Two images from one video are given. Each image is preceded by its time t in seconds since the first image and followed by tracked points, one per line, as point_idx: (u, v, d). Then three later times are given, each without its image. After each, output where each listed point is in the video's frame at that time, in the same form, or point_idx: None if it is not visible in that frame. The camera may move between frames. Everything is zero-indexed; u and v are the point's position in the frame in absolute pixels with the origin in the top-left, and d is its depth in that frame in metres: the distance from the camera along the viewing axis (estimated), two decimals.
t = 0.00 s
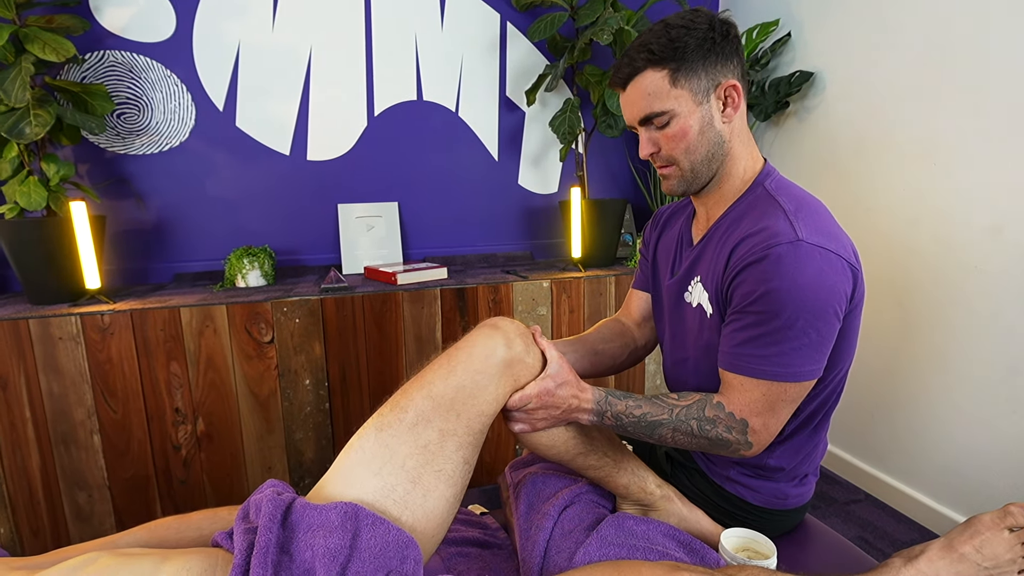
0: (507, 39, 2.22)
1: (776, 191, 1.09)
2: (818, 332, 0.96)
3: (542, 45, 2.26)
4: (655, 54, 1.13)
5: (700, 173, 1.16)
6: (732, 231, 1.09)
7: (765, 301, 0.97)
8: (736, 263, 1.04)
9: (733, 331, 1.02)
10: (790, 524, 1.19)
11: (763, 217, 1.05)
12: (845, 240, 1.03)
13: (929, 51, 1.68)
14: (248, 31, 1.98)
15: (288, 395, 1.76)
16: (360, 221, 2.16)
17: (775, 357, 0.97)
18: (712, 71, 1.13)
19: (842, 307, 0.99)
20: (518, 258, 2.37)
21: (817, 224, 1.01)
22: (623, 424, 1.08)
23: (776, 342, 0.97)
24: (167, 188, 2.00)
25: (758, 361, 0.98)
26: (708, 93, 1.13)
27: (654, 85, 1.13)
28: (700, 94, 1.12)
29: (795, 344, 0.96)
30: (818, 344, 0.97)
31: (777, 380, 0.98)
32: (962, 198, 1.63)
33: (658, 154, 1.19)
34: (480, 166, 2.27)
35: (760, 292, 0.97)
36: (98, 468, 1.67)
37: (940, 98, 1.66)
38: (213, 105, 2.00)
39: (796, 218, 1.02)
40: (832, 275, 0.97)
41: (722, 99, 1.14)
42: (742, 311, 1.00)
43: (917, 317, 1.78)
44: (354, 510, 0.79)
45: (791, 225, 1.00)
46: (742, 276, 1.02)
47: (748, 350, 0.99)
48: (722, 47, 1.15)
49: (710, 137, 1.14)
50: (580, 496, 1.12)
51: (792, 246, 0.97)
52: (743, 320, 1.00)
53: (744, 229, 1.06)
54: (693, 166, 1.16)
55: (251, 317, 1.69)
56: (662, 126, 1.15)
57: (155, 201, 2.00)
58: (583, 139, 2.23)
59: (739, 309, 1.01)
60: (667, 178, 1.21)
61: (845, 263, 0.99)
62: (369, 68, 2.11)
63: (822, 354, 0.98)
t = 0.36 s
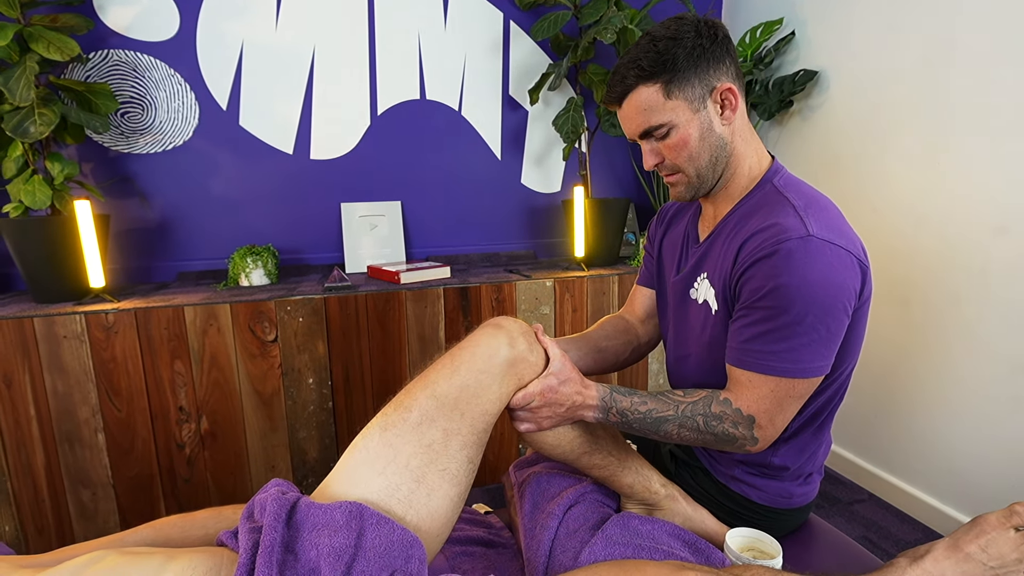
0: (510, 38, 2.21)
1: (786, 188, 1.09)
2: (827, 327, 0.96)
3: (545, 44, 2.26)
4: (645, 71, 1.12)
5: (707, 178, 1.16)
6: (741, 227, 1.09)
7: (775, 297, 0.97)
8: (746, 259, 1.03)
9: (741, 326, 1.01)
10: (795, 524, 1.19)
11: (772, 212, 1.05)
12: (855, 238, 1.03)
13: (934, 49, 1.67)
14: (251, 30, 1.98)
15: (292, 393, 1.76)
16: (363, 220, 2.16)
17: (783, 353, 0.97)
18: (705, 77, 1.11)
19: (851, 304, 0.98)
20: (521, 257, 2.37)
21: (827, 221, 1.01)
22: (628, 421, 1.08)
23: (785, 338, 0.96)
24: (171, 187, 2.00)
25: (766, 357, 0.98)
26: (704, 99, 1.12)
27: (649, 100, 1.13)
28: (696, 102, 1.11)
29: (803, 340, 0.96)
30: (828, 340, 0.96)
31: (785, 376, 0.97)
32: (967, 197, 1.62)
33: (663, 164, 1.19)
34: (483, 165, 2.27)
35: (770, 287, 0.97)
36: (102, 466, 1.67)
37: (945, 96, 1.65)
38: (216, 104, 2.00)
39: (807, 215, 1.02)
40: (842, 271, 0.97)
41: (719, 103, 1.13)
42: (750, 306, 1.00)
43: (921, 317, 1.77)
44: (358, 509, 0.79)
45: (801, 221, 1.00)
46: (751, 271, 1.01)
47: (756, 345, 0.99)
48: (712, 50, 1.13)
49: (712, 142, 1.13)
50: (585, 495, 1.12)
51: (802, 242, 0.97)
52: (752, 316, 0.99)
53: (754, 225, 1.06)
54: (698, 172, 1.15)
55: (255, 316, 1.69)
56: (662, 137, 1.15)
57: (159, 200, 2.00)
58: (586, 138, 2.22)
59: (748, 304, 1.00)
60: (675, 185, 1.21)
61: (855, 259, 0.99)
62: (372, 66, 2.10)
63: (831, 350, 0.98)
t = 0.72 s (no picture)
0: (512, 36, 2.21)
1: (796, 184, 1.09)
2: (838, 322, 0.96)
3: (547, 43, 2.26)
4: (663, 59, 1.13)
5: (715, 171, 1.16)
6: (750, 222, 1.09)
7: (785, 291, 0.97)
8: (756, 253, 1.04)
9: (751, 321, 1.02)
10: (798, 523, 1.19)
11: (783, 207, 1.05)
12: (864, 233, 1.03)
13: (937, 47, 1.67)
14: (253, 30, 1.99)
15: (295, 392, 1.76)
16: (365, 220, 2.16)
17: (794, 348, 0.97)
18: (721, 71, 1.13)
19: (861, 299, 0.99)
20: (523, 256, 2.37)
21: (838, 216, 1.02)
22: (637, 417, 1.08)
23: (795, 332, 0.97)
24: (174, 187, 2.01)
25: (776, 351, 0.98)
26: (718, 92, 1.13)
27: (664, 88, 1.13)
28: (711, 95, 1.12)
29: (814, 334, 0.96)
30: (837, 335, 0.97)
31: (794, 370, 0.98)
32: (970, 195, 1.62)
33: (673, 155, 1.19)
34: (486, 164, 2.27)
35: (780, 282, 0.97)
36: (106, 465, 1.67)
37: (947, 94, 1.66)
38: (219, 103, 2.00)
39: (817, 210, 1.02)
40: (853, 266, 0.97)
41: (732, 98, 1.14)
42: (761, 301, 1.00)
43: (924, 316, 1.77)
44: (366, 506, 0.79)
45: (813, 216, 1.00)
46: (762, 265, 1.02)
47: (766, 340, 0.99)
48: (730, 46, 1.15)
49: (723, 135, 1.14)
50: (589, 494, 1.12)
51: (814, 236, 0.97)
52: (762, 310, 1.00)
53: (764, 219, 1.06)
54: (707, 164, 1.16)
55: (258, 315, 1.70)
56: (673, 127, 1.16)
57: (162, 199, 2.00)
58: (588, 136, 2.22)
59: (758, 298, 1.01)
60: (683, 177, 1.22)
61: (865, 255, 1.00)
62: (374, 65, 2.11)
63: (841, 345, 0.98)
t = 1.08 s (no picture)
0: (527, 30, 2.22)
1: (808, 181, 1.09)
2: (847, 320, 0.96)
3: (562, 37, 2.26)
4: (705, 27, 1.17)
5: (727, 152, 1.17)
6: (761, 220, 1.10)
7: (795, 289, 0.97)
8: (766, 251, 1.04)
9: (760, 318, 1.02)
10: (810, 518, 1.20)
11: (794, 205, 1.05)
12: (876, 231, 1.03)
13: (957, 43, 1.66)
14: (270, 23, 2.00)
15: (308, 381, 1.79)
16: (378, 213, 2.16)
17: (803, 345, 0.97)
18: (756, 55, 1.16)
19: (872, 297, 0.99)
20: (534, 250, 2.38)
21: (849, 214, 1.01)
22: (644, 411, 1.09)
23: (804, 330, 0.97)
24: (192, 178, 2.03)
25: (785, 348, 0.99)
26: (749, 74, 1.16)
27: (699, 55, 1.17)
28: (741, 74, 1.15)
29: (823, 332, 0.96)
30: (847, 333, 0.97)
31: (803, 368, 0.98)
32: (987, 193, 1.61)
33: (689, 127, 1.21)
34: (499, 158, 2.28)
35: (790, 279, 0.98)
36: (125, 449, 1.71)
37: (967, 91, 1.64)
38: (236, 96, 2.02)
39: (829, 208, 1.02)
40: (863, 264, 0.97)
41: (760, 84, 1.16)
42: (770, 298, 1.01)
43: (939, 315, 1.77)
44: (382, 491, 0.80)
45: (823, 214, 1.00)
46: (772, 263, 1.02)
47: (775, 337, 0.99)
48: (769, 36, 1.19)
49: (743, 118, 1.16)
50: (601, 485, 1.13)
51: (825, 234, 0.97)
52: (771, 308, 1.00)
53: (775, 217, 1.07)
54: (721, 143, 1.17)
55: (273, 305, 1.72)
56: (698, 97, 1.18)
57: (180, 190, 2.03)
58: (601, 131, 2.22)
59: (768, 296, 1.01)
60: (694, 154, 1.24)
61: (877, 252, 1.00)
62: (390, 59, 2.12)
63: (851, 343, 0.98)
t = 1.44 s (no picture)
0: (602, 18, 2.23)
1: (900, 173, 1.07)
2: (933, 315, 0.95)
3: (638, 26, 2.26)
4: None
5: (823, 130, 1.14)
6: (846, 210, 1.09)
7: (877, 280, 0.97)
8: (849, 240, 1.04)
9: (838, 309, 1.02)
10: (879, 523, 1.17)
11: (882, 196, 1.04)
12: (972, 226, 1.00)
13: None
14: (356, 17, 2.11)
15: (381, 356, 1.90)
16: (449, 200, 2.25)
17: (882, 338, 0.97)
18: (878, 38, 1.11)
19: (962, 293, 0.96)
20: (601, 240, 2.41)
21: (942, 207, 0.99)
22: (714, 397, 1.12)
23: (884, 323, 0.96)
24: (282, 163, 2.18)
25: (862, 341, 0.98)
26: (865, 56, 1.11)
27: (820, 22, 1.12)
28: (858, 53, 1.11)
29: (905, 326, 0.95)
30: (931, 328, 0.95)
31: (881, 362, 0.97)
32: None
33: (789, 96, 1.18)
34: (569, 147, 2.32)
35: (872, 270, 0.98)
36: (219, 410, 1.88)
37: None
38: (323, 86, 2.15)
39: (920, 200, 1.00)
40: (955, 258, 0.95)
41: (873, 70, 1.12)
42: (850, 289, 1.01)
43: None
44: (454, 457, 0.88)
45: (914, 206, 0.99)
46: (854, 253, 1.02)
47: (853, 329, 0.99)
48: (895, 23, 1.13)
49: (847, 99, 1.12)
50: (660, 471, 1.16)
51: (913, 226, 0.96)
52: (850, 299, 1.00)
53: (861, 207, 1.06)
54: (820, 119, 1.14)
55: (351, 284, 1.84)
56: (807, 68, 1.14)
57: (271, 174, 2.19)
58: (676, 120, 2.21)
59: (848, 287, 1.01)
60: (786, 127, 1.20)
61: (971, 248, 0.97)
62: (467, 50, 2.19)
63: (935, 339, 0.96)
